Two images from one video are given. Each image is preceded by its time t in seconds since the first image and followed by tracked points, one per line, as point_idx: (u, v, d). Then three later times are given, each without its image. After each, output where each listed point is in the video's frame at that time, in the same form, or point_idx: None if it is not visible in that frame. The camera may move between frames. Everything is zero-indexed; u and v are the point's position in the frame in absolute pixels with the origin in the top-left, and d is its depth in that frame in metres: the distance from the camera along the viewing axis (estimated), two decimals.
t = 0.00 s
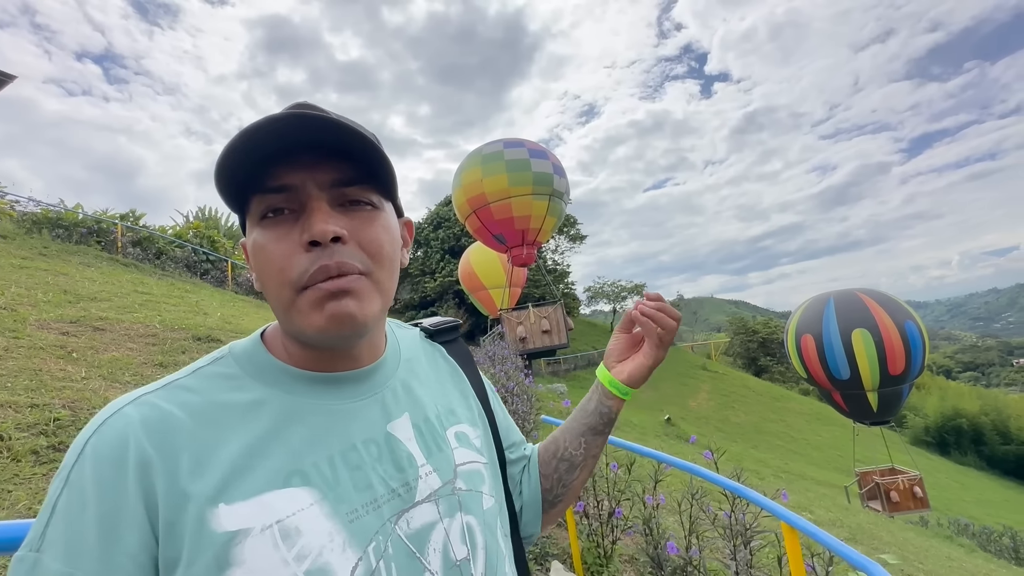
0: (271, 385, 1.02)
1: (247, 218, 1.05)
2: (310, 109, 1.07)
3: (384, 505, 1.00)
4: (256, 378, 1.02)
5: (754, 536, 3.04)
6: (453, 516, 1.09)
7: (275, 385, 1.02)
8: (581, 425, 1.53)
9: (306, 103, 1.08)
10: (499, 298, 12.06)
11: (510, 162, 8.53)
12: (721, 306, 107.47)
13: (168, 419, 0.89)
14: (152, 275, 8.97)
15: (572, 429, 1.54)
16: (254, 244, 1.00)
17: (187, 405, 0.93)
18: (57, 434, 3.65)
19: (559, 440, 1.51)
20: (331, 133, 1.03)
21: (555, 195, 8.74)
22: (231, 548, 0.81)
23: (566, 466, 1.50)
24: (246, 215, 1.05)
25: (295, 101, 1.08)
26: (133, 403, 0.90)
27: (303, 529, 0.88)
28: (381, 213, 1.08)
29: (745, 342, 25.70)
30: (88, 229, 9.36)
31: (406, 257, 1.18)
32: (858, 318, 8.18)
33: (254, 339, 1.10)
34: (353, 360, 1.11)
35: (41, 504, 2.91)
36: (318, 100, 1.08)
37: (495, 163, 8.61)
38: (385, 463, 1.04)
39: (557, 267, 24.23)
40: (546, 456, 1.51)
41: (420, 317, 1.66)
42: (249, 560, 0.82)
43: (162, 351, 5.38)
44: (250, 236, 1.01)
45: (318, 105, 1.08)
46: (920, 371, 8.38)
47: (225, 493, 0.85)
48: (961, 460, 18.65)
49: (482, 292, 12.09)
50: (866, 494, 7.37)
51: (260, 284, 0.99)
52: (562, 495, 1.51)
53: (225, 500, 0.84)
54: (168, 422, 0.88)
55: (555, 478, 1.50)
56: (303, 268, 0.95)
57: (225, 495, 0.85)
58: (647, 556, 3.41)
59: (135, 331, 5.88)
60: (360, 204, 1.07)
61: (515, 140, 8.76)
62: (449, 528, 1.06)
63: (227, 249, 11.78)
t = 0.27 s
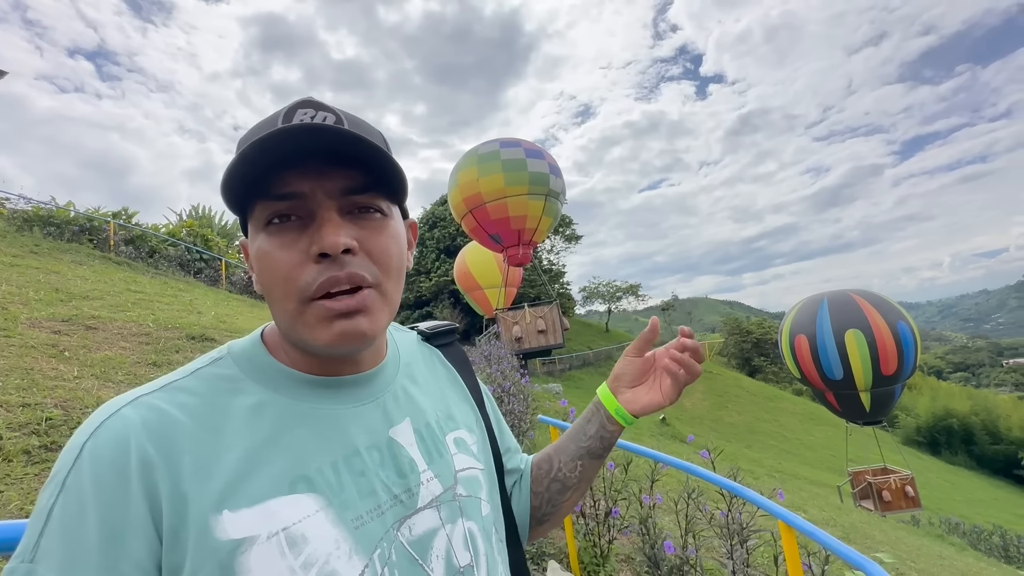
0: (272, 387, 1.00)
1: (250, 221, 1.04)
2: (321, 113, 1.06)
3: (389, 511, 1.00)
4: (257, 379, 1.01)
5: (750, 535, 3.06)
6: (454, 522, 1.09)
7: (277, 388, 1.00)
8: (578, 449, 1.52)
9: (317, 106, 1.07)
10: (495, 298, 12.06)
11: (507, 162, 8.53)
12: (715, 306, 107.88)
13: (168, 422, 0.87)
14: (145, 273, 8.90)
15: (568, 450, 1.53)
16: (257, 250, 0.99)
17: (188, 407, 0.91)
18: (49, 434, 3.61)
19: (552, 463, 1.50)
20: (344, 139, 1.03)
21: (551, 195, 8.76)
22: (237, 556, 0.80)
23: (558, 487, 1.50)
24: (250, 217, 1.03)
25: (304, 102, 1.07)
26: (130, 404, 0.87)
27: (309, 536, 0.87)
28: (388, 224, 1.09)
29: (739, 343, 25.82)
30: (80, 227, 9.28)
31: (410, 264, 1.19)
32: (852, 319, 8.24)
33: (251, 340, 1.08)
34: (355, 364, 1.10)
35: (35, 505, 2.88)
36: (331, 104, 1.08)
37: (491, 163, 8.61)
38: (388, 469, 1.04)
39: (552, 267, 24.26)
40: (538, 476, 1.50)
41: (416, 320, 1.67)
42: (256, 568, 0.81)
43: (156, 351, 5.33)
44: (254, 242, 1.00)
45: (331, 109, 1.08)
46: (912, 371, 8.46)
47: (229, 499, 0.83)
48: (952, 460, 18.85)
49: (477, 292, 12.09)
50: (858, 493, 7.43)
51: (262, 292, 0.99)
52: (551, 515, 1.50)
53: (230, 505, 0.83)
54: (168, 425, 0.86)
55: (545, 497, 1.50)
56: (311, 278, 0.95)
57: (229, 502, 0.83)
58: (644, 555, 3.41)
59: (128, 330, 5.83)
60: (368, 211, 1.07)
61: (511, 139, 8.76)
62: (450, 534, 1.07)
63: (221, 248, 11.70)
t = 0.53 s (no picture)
0: (273, 385, 1.00)
1: (258, 215, 1.02)
2: (338, 116, 1.08)
3: (391, 507, 1.01)
4: (258, 377, 1.00)
5: (745, 534, 3.09)
6: (451, 518, 1.12)
7: (279, 386, 1.00)
8: (547, 435, 1.53)
9: (334, 108, 1.09)
10: (490, 297, 12.06)
11: (502, 161, 8.53)
12: (708, 307, 108.40)
13: (173, 420, 0.86)
14: (137, 271, 8.82)
15: (538, 437, 1.54)
16: (265, 243, 0.98)
17: (191, 405, 0.90)
18: (40, 433, 3.57)
19: (527, 450, 1.52)
20: (362, 141, 1.04)
21: (547, 195, 8.75)
22: (247, 553, 0.80)
23: (535, 474, 1.51)
24: (257, 211, 1.02)
25: (321, 104, 1.08)
26: (132, 402, 0.86)
27: (319, 532, 0.87)
28: (396, 226, 1.10)
29: (732, 343, 25.95)
30: (71, 224, 9.19)
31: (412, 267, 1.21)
32: (844, 320, 8.32)
33: (247, 338, 1.07)
34: (353, 363, 1.11)
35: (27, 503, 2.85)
36: (348, 108, 1.09)
37: (487, 162, 8.61)
38: (388, 466, 1.06)
39: (547, 267, 24.29)
40: (516, 463, 1.52)
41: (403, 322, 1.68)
42: (266, 565, 0.81)
43: (149, 349, 5.28)
44: (262, 234, 0.98)
45: (347, 112, 1.09)
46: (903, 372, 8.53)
47: (238, 496, 0.83)
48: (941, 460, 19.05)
49: (472, 291, 12.08)
50: (850, 493, 7.51)
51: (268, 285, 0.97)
52: (535, 501, 1.53)
53: (239, 502, 0.83)
54: (174, 423, 0.85)
55: (525, 486, 1.52)
56: (320, 275, 0.95)
57: (238, 499, 0.83)
58: (639, 554, 3.43)
59: (120, 328, 5.77)
60: (378, 213, 1.08)
61: (507, 139, 8.76)
62: (447, 530, 1.09)
63: (214, 246, 11.62)
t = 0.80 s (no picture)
0: (280, 382, 0.98)
1: (269, 206, 0.98)
2: (346, 113, 1.07)
3: (398, 500, 1.02)
4: (263, 373, 0.98)
5: (738, 533, 3.11)
6: (449, 509, 1.15)
7: (286, 382, 0.99)
8: (547, 453, 1.57)
9: (340, 106, 1.08)
10: (484, 297, 12.07)
11: (498, 161, 8.53)
12: (700, 307, 108.89)
13: (187, 419, 0.83)
14: (129, 268, 8.74)
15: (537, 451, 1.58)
16: (286, 237, 0.96)
17: (202, 403, 0.87)
18: (30, 431, 3.53)
19: (522, 464, 1.54)
20: (378, 139, 1.05)
21: (542, 195, 8.76)
22: (275, 549, 0.80)
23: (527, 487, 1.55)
24: (269, 204, 0.98)
25: (326, 101, 1.07)
26: (139, 402, 0.82)
27: (339, 526, 0.88)
28: (404, 223, 1.14)
29: (725, 344, 26.11)
30: (62, 220, 9.11)
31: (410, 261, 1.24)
32: (836, 321, 8.39)
33: (245, 334, 1.03)
34: (355, 359, 1.10)
35: (18, 501, 2.82)
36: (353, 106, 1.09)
37: (482, 161, 8.60)
38: (392, 460, 1.07)
39: (542, 267, 24.33)
40: (507, 475, 1.55)
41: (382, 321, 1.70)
42: (291, 561, 0.81)
43: (141, 347, 5.24)
44: (282, 228, 0.96)
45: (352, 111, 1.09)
46: (893, 374, 8.61)
47: (259, 495, 0.82)
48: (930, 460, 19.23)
49: (467, 290, 12.08)
50: (840, 493, 7.58)
51: (291, 279, 0.95)
52: (519, 514, 1.55)
53: (260, 501, 0.82)
54: (187, 423, 0.83)
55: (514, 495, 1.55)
56: (348, 268, 0.96)
57: (258, 497, 0.82)
58: (632, 553, 3.45)
59: (112, 326, 5.72)
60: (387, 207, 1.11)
61: (503, 139, 8.76)
62: (446, 521, 1.12)
63: (206, 244, 11.54)
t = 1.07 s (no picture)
0: (282, 384, 0.96)
1: (275, 202, 0.95)
2: (347, 107, 1.05)
3: (399, 503, 1.03)
4: (263, 376, 0.96)
5: (730, 531, 3.13)
6: (447, 510, 1.16)
7: (286, 384, 0.97)
8: None
9: (340, 99, 1.06)
10: (478, 296, 12.07)
11: (493, 160, 8.53)
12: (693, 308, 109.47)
13: (189, 425, 0.81)
14: (119, 265, 8.65)
15: None
16: (295, 233, 0.93)
17: (203, 407, 0.85)
18: (19, 429, 3.49)
19: None
20: (388, 133, 1.04)
21: (537, 195, 8.78)
22: (283, 556, 0.78)
23: None
24: (276, 198, 0.95)
25: (325, 93, 1.05)
26: (138, 407, 0.79)
27: (344, 531, 0.87)
28: (406, 218, 1.14)
29: (717, 344, 26.27)
30: (50, 216, 9.00)
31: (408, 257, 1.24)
32: (827, 322, 8.48)
33: (242, 333, 1.01)
34: (354, 361, 1.09)
35: (7, 500, 2.78)
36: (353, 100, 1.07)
37: (477, 160, 8.60)
38: (391, 463, 1.07)
39: (536, 267, 24.37)
40: None
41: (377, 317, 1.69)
42: (299, 566, 0.80)
43: (131, 344, 5.19)
44: (289, 225, 0.93)
45: (353, 104, 1.07)
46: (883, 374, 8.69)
47: (265, 502, 0.81)
48: (918, 460, 19.44)
49: (461, 290, 12.07)
50: (830, 493, 7.68)
51: (301, 277, 0.93)
52: None
53: (266, 508, 0.81)
54: (190, 428, 0.80)
55: None
56: (362, 264, 0.95)
57: (264, 505, 0.81)
58: (625, 552, 3.46)
59: (102, 323, 5.67)
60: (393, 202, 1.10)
61: (498, 138, 8.76)
62: (445, 522, 1.13)
63: (198, 241, 11.45)
